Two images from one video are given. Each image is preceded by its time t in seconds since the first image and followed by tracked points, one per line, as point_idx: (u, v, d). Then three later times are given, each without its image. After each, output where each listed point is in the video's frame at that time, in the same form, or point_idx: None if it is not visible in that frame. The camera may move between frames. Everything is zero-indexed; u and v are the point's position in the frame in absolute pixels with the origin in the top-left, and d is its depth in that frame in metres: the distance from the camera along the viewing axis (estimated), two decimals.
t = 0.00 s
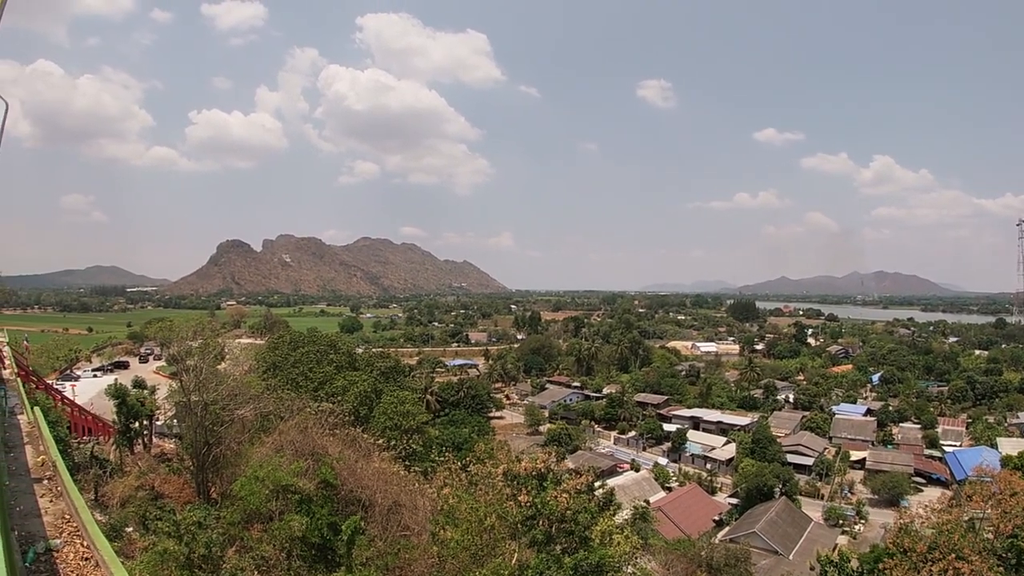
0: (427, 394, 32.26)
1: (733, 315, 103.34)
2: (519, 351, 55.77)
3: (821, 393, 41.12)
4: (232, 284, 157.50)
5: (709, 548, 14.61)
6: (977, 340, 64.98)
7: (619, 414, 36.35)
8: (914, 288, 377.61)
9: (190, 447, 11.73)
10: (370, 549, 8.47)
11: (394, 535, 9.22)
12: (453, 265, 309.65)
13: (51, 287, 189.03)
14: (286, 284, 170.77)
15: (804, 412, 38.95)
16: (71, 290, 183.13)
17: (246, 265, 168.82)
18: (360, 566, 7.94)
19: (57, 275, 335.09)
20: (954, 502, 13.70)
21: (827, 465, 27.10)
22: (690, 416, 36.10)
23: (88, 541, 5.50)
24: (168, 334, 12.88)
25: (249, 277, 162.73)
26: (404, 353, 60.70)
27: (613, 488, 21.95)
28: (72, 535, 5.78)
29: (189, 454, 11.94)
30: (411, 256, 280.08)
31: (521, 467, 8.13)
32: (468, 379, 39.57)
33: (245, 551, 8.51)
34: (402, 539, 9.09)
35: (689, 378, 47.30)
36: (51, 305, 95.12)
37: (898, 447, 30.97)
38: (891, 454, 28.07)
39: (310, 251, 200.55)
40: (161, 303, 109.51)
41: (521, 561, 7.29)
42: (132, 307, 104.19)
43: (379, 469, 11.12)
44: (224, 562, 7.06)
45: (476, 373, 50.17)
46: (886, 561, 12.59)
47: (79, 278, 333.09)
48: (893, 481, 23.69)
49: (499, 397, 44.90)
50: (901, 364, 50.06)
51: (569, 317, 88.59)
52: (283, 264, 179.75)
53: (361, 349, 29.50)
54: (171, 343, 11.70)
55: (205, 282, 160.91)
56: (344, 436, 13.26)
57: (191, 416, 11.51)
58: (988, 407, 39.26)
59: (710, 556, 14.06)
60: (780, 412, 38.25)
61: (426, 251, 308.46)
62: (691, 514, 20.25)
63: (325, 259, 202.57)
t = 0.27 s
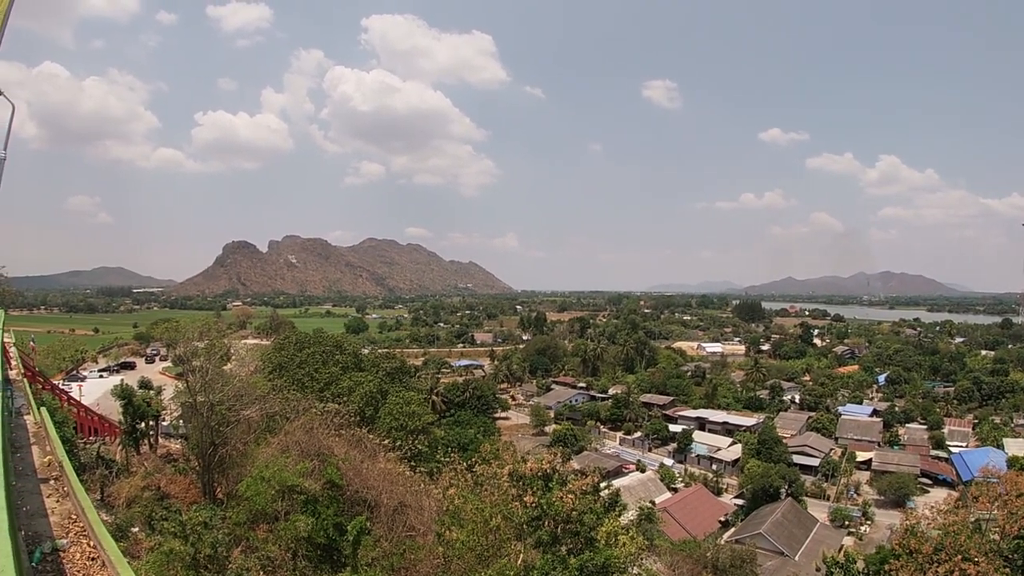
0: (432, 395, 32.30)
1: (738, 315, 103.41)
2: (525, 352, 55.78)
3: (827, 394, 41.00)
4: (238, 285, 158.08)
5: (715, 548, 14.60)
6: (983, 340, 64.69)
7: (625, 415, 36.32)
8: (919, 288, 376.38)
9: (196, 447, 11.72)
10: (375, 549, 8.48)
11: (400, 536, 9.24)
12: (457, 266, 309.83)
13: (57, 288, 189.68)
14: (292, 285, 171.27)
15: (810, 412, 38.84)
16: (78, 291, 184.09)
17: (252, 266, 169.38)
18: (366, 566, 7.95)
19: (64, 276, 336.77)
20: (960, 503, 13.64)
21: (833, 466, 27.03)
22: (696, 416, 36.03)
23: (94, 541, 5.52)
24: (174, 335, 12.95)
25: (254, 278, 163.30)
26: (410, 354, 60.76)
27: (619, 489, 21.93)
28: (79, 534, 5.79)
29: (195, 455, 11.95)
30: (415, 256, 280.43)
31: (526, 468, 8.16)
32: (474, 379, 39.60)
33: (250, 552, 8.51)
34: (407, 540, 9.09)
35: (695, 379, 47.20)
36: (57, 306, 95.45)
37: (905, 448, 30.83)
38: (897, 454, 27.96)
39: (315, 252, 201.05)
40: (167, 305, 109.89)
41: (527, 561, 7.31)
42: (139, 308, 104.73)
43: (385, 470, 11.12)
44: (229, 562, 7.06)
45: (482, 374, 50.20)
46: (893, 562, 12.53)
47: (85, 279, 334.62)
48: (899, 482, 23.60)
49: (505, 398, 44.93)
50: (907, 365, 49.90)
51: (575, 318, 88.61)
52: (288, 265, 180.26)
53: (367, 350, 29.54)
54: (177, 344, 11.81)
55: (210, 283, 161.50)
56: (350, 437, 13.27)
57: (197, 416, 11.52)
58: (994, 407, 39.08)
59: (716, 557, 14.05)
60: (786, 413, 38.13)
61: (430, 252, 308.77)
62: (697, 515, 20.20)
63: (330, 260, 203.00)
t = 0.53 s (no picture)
0: (440, 396, 32.38)
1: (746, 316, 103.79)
2: (532, 353, 55.81)
3: (835, 395, 40.83)
4: (246, 287, 158.90)
5: (723, 550, 14.56)
6: (993, 340, 64.29)
7: (633, 416, 36.28)
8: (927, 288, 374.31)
9: (204, 448, 11.76)
10: (383, 549, 8.51)
11: (407, 537, 9.26)
12: (463, 266, 310.06)
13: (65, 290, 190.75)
14: (300, 286, 171.89)
15: (818, 413, 38.70)
16: (86, 292, 185.15)
17: (260, 267, 170.14)
18: (373, 567, 7.98)
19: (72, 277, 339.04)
20: (969, 505, 13.56)
21: (841, 467, 26.93)
22: (703, 418, 35.94)
23: (103, 541, 5.53)
24: (182, 336, 13.02)
25: (262, 279, 164.06)
26: (418, 355, 60.89)
27: (626, 490, 21.90)
28: (88, 535, 5.80)
29: (203, 455, 11.99)
30: (421, 257, 280.91)
31: (534, 469, 7.93)
32: (481, 380, 39.63)
33: (258, 552, 8.53)
34: (415, 541, 9.12)
35: (703, 380, 47.10)
36: (66, 307, 96.00)
37: (913, 450, 30.66)
38: (905, 456, 27.82)
39: (321, 253, 201.75)
40: (175, 306, 110.46)
41: (534, 563, 7.34)
42: (147, 309, 105.37)
43: (393, 470, 11.14)
44: (237, 563, 7.09)
45: (489, 375, 50.26)
46: (901, 564, 12.47)
47: (94, 280, 336.82)
48: (907, 484, 23.48)
49: (512, 399, 44.95)
50: (915, 365, 49.64)
51: (582, 319, 88.58)
52: (296, 266, 180.91)
53: (375, 351, 29.62)
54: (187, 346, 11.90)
55: (218, 285, 162.33)
56: (358, 438, 13.30)
57: (206, 417, 11.55)
58: (1004, 408, 38.83)
59: (724, 559, 14.01)
60: (794, 414, 38.00)
61: (436, 253, 309.29)
62: (704, 517, 20.15)
63: (337, 261, 203.70)
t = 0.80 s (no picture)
0: (449, 397, 32.45)
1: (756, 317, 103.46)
2: (541, 354, 55.83)
3: (845, 396, 40.62)
4: (255, 288, 159.71)
5: (732, 552, 14.54)
6: (1005, 341, 63.77)
7: (642, 417, 36.23)
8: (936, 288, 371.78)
9: (214, 447, 11.80)
10: (391, 550, 8.52)
11: (416, 537, 9.29)
12: (470, 266, 310.14)
13: (75, 290, 191.07)
14: (310, 286, 172.55)
15: (828, 415, 38.51)
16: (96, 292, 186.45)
17: (270, 268, 171.01)
18: (381, 568, 8.00)
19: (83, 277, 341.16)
20: (979, 507, 13.46)
21: (851, 469, 26.80)
22: (713, 419, 35.82)
23: (114, 540, 5.55)
24: (191, 337, 13.13)
25: (272, 280, 165.01)
26: (427, 355, 61.03)
27: (635, 491, 21.86)
28: (98, 534, 5.82)
29: (213, 456, 12.04)
30: (429, 257, 281.17)
31: (543, 470, 8.10)
32: (490, 381, 39.67)
33: (267, 552, 8.57)
34: (424, 541, 9.14)
35: (712, 381, 46.97)
36: (76, 308, 96.69)
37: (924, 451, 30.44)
38: (916, 457, 27.64)
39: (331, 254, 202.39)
40: (185, 306, 111.20)
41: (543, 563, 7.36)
42: (157, 309, 106.11)
43: (402, 471, 11.17)
44: (246, 563, 7.12)
45: (498, 376, 50.25)
46: (910, 566, 12.39)
47: (105, 281, 339.02)
48: (917, 485, 23.33)
49: (521, 400, 44.96)
50: (926, 366, 49.34)
51: (591, 320, 88.53)
52: (306, 267, 181.65)
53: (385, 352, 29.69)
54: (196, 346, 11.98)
55: (228, 286, 163.18)
56: (367, 438, 13.35)
57: (215, 417, 11.58)
58: (1015, 410, 38.52)
59: (733, 560, 13.99)
60: (805, 416, 37.82)
61: (444, 253, 309.42)
62: (713, 518, 20.08)
63: (345, 262, 204.18)
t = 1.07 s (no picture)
0: (458, 397, 32.50)
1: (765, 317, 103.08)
2: (550, 354, 55.85)
3: (855, 396, 40.44)
4: (264, 288, 160.45)
5: (741, 553, 14.53)
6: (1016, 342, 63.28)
7: (651, 417, 36.17)
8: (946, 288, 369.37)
9: (223, 447, 11.83)
10: (400, 549, 8.45)
11: (425, 537, 9.31)
12: (477, 266, 310.55)
13: (86, 290, 192.50)
14: (319, 287, 173.16)
15: (837, 415, 38.35)
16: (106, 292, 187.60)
17: (280, 268, 171.84)
18: (390, 567, 7.99)
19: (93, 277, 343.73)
20: (989, 508, 13.35)
21: (860, 470, 26.68)
22: (722, 419, 35.70)
23: (123, 540, 5.57)
24: (201, 337, 13.24)
25: (281, 280, 165.81)
26: (436, 356, 61.15)
27: (644, 491, 21.81)
28: (108, 533, 5.85)
29: (222, 455, 12.08)
30: (436, 257, 281.41)
31: (551, 470, 8.26)
32: (499, 381, 39.70)
33: (276, 551, 8.59)
34: (432, 541, 9.16)
35: (721, 382, 46.84)
36: (87, 308, 97.36)
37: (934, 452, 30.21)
38: (925, 458, 27.47)
39: (338, 254, 202.95)
40: (195, 307, 111.90)
41: (551, 564, 7.36)
42: (166, 309, 106.76)
43: (410, 471, 11.18)
44: (255, 561, 7.15)
45: (507, 376, 50.25)
46: (920, 567, 12.29)
47: (115, 281, 341.51)
48: (927, 486, 23.17)
49: (530, 400, 44.96)
50: (935, 367, 49.04)
51: (600, 320, 88.51)
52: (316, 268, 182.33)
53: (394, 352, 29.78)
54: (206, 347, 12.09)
55: (236, 287, 164.04)
56: (376, 438, 13.38)
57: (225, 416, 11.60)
58: None
59: (742, 562, 13.99)
60: (814, 416, 37.62)
61: (451, 253, 309.82)
62: (722, 519, 20.01)
63: (353, 262, 204.76)
